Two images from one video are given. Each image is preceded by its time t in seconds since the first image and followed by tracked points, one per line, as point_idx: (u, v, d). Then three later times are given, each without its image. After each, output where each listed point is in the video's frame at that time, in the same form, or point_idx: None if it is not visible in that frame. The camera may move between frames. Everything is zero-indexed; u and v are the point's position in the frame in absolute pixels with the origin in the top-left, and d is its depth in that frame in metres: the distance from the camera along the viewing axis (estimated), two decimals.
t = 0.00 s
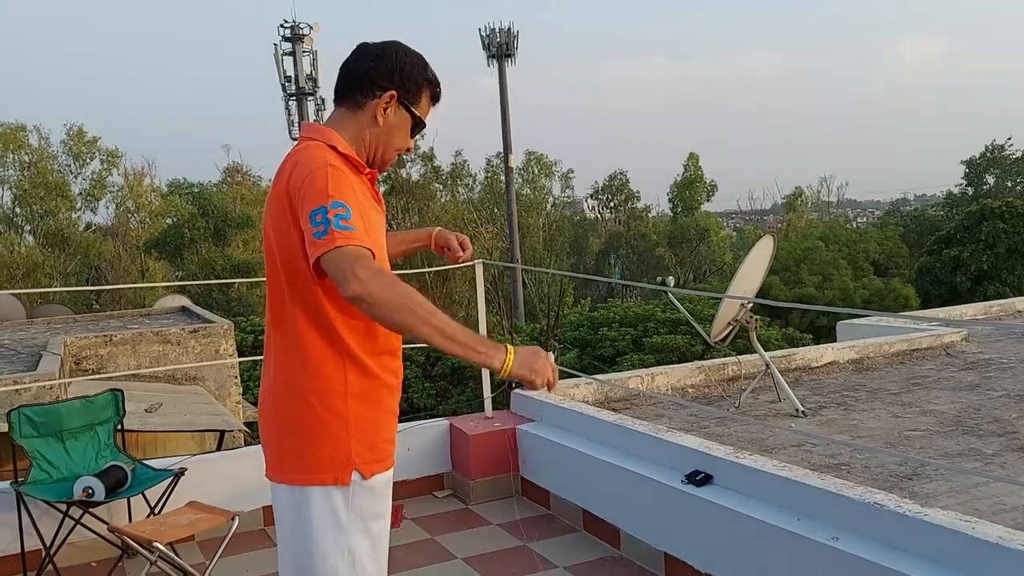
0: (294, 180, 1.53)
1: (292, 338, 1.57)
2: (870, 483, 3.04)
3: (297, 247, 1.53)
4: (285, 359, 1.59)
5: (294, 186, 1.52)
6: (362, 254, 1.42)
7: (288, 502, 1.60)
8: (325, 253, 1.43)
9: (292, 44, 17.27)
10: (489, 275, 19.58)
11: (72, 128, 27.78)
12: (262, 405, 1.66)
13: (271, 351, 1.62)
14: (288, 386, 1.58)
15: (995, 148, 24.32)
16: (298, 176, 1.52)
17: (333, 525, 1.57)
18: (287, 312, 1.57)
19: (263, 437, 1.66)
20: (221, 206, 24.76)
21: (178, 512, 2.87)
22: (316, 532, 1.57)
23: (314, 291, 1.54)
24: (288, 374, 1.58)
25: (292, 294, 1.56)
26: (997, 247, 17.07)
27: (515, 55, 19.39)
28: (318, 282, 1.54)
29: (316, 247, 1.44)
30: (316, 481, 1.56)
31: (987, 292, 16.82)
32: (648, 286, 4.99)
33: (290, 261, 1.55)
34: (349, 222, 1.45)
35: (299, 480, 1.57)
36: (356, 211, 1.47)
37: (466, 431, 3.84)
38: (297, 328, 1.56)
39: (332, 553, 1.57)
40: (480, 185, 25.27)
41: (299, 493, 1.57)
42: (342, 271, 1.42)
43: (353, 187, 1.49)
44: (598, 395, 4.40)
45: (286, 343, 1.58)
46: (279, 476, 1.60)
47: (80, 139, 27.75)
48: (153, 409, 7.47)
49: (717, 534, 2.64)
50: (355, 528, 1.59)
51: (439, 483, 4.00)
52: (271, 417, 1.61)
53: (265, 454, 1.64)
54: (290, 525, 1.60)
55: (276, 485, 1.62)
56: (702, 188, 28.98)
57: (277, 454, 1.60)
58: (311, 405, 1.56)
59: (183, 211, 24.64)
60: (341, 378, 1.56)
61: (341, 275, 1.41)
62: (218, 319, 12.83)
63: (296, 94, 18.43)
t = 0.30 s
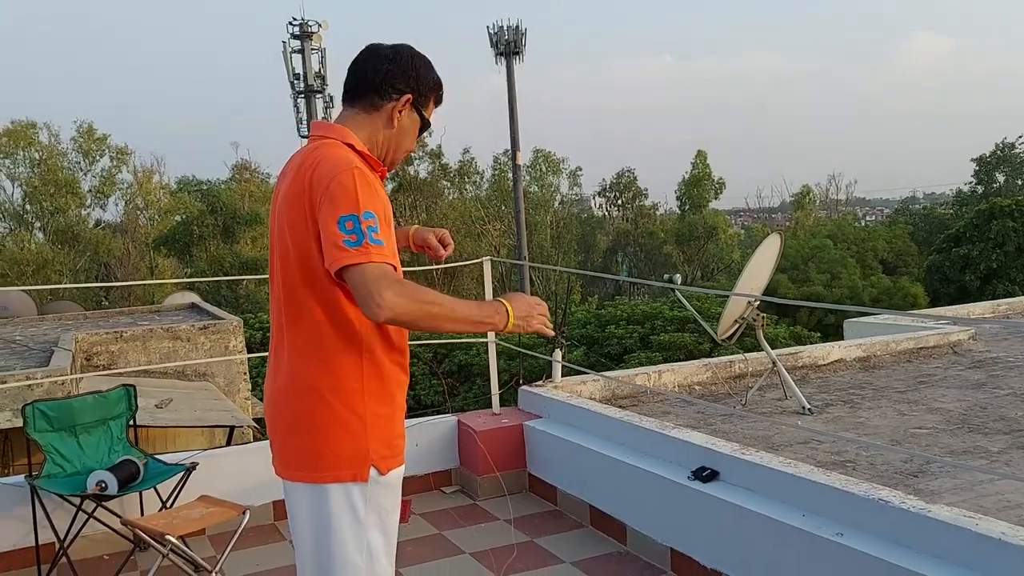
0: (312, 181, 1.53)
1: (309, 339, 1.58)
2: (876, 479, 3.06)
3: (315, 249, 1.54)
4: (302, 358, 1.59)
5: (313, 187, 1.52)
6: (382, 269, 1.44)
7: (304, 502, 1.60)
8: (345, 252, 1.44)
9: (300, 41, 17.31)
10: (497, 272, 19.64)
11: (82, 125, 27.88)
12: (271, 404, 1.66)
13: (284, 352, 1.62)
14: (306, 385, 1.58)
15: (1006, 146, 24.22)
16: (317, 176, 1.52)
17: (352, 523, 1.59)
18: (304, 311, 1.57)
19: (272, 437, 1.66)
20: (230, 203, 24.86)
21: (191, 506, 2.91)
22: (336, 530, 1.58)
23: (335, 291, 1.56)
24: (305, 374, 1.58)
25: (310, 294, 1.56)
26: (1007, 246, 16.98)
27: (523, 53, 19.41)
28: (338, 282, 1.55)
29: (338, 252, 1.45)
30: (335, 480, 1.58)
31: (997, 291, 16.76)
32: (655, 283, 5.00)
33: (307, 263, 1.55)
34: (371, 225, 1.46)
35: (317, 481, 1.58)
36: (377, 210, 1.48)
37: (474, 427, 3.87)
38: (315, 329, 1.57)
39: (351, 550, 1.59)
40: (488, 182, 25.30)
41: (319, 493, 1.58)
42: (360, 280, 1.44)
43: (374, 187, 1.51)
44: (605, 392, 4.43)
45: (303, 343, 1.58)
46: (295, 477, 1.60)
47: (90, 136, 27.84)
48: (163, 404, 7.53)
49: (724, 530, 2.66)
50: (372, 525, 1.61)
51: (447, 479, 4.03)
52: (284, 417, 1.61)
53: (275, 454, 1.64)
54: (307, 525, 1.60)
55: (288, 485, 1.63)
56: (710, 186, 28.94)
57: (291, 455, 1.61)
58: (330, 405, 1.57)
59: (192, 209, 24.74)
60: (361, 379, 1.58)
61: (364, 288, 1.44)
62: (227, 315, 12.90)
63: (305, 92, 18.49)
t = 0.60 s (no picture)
0: (335, 178, 1.54)
1: (325, 335, 1.58)
2: (883, 480, 3.06)
3: (336, 245, 1.55)
4: (314, 355, 1.59)
5: (336, 186, 1.53)
6: (413, 270, 1.46)
7: (314, 496, 1.61)
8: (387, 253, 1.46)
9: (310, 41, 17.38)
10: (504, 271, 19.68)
11: (93, 123, 28.02)
12: (279, 398, 1.66)
13: (296, 346, 1.62)
14: (319, 379, 1.59)
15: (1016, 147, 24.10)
16: (342, 175, 1.53)
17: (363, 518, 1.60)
18: (322, 305, 1.58)
19: (281, 432, 1.66)
20: (239, 202, 24.99)
21: (199, 502, 2.93)
22: (346, 524, 1.59)
23: (354, 289, 1.57)
24: (320, 368, 1.59)
25: (327, 290, 1.57)
26: (1017, 248, 16.91)
27: (532, 53, 19.42)
28: (357, 281, 1.57)
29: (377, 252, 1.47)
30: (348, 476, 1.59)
31: (1006, 293, 16.70)
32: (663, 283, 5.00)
33: (325, 260, 1.56)
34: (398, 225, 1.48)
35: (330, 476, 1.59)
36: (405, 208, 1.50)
37: (481, 425, 3.89)
38: (331, 325, 1.58)
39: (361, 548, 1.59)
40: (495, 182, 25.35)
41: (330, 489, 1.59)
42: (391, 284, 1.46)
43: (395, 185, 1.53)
44: (612, 392, 4.43)
45: (317, 338, 1.59)
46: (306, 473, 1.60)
47: (100, 135, 27.99)
48: (172, 402, 7.57)
49: (729, 529, 2.67)
50: (381, 520, 1.62)
51: (454, 477, 4.04)
52: (295, 412, 1.62)
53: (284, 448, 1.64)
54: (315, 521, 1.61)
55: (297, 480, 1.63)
56: (719, 186, 28.91)
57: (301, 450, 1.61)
58: (344, 398, 1.58)
59: (201, 207, 24.88)
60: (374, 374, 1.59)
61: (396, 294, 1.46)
62: (235, 313, 12.95)
63: (314, 91, 18.58)
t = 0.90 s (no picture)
0: (350, 182, 1.56)
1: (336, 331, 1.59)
2: (899, 484, 3.04)
3: (349, 245, 1.56)
4: (325, 349, 1.60)
5: (351, 188, 1.55)
6: (420, 267, 1.50)
7: (321, 488, 1.60)
8: (401, 251, 1.50)
9: (329, 41, 17.47)
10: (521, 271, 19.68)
11: (114, 122, 28.24)
12: (286, 395, 1.66)
13: (305, 342, 1.62)
14: (330, 373, 1.59)
15: None
16: (357, 177, 1.55)
17: (374, 509, 1.61)
18: (335, 301, 1.58)
19: (286, 428, 1.66)
20: (257, 200, 25.15)
21: (215, 500, 2.95)
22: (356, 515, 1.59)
23: (366, 285, 1.59)
24: (330, 364, 1.59)
25: (339, 287, 1.58)
26: None
27: (550, 53, 19.39)
28: (370, 276, 1.58)
29: (391, 250, 1.49)
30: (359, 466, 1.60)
31: None
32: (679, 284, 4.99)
33: (337, 259, 1.57)
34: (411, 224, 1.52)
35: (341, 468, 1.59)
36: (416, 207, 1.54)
37: (495, 426, 3.89)
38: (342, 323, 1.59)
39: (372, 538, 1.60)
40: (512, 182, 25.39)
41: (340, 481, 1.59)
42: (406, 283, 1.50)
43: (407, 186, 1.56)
44: (626, 393, 4.43)
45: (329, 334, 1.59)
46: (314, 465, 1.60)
47: (121, 133, 28.19)
48: (188, 400, 7.65)
49: (741, 532, 2.66)
50: (390, 508, 1.64)
51: (468, 477, 4.05)
52: (304, 406, 1.61)
53: (289, 443, 1.64)
54: (323, 512, 1.60)
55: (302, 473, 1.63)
56: (738, 187, 28.76)
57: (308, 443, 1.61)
58: (356, 391, 1.59)
59: (220, 206, 25.09)
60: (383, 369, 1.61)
61: (408, 292, 1.49)
62: (253, 311, 13.02)
63: (332, 91, 18.73)
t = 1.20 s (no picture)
0: (369, 194, 1.63)
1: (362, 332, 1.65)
2: (962, 497, 2.95)
3: (371, 250, 1.63)
4: (352, 348, 1.65)
5: (372, 198, 1.62)
6: (445, 259, 1.56)
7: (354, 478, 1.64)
8: (425, 245, 1.57)
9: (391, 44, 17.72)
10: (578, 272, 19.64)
11: (184, 124, 28.98)
12: (312, 397, 1.70)
13: (331, 345, 1.67)
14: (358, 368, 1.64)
15: None
16: (376, 187, 1.62)
17: (408, 493, 1.65)
18: (360, 302, 1.64)
19: (314, 428, 1.69)
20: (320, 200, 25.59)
21: (271, 496, 3.01)
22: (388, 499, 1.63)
23: (389, 285, 1.65)
24: (356, 362, 1.65)
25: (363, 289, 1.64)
26: None
27: (610, 52, 19.31)
28: (392, 277, 1.65)
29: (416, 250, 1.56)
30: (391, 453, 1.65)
31: None
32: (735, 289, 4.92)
33: (361, 263, 1.64)
34: (431, 222, 1.59)
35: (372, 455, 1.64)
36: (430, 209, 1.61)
37: (547, 428, 3.89)
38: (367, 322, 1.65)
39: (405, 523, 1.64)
40: (571, 181, 25.34)
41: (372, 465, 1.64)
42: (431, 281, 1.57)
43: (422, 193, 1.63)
44: (681, 397, 4.38)
45: (355, 334, 1.65)
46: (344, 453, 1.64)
47: (190, 135, 28.81)
48: (249, 397, 7.84)
49: (794, 540, 2.62)
50: (421, 489, 1.68)
51: (520, 479, 4.05)
52: (332, 403, 1.66)
53: (318, 441, 1.67)
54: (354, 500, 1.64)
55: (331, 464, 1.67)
56: (802, 186, 28.17)
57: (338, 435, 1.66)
58: (384, 384, 1.65)
59: (284, 205, 25.66)
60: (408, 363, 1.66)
61: (434, 282, 1.55)
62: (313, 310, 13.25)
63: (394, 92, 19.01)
